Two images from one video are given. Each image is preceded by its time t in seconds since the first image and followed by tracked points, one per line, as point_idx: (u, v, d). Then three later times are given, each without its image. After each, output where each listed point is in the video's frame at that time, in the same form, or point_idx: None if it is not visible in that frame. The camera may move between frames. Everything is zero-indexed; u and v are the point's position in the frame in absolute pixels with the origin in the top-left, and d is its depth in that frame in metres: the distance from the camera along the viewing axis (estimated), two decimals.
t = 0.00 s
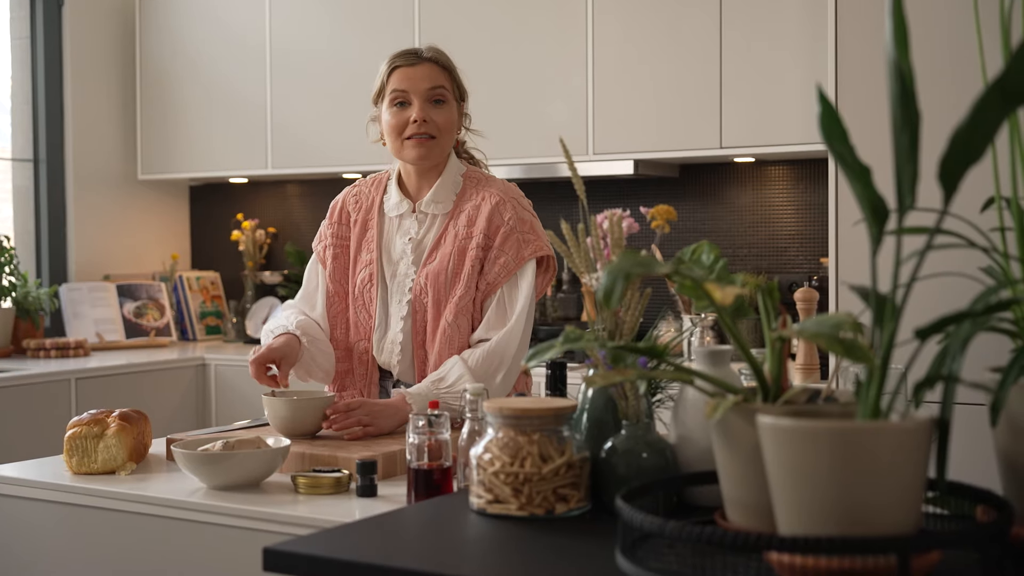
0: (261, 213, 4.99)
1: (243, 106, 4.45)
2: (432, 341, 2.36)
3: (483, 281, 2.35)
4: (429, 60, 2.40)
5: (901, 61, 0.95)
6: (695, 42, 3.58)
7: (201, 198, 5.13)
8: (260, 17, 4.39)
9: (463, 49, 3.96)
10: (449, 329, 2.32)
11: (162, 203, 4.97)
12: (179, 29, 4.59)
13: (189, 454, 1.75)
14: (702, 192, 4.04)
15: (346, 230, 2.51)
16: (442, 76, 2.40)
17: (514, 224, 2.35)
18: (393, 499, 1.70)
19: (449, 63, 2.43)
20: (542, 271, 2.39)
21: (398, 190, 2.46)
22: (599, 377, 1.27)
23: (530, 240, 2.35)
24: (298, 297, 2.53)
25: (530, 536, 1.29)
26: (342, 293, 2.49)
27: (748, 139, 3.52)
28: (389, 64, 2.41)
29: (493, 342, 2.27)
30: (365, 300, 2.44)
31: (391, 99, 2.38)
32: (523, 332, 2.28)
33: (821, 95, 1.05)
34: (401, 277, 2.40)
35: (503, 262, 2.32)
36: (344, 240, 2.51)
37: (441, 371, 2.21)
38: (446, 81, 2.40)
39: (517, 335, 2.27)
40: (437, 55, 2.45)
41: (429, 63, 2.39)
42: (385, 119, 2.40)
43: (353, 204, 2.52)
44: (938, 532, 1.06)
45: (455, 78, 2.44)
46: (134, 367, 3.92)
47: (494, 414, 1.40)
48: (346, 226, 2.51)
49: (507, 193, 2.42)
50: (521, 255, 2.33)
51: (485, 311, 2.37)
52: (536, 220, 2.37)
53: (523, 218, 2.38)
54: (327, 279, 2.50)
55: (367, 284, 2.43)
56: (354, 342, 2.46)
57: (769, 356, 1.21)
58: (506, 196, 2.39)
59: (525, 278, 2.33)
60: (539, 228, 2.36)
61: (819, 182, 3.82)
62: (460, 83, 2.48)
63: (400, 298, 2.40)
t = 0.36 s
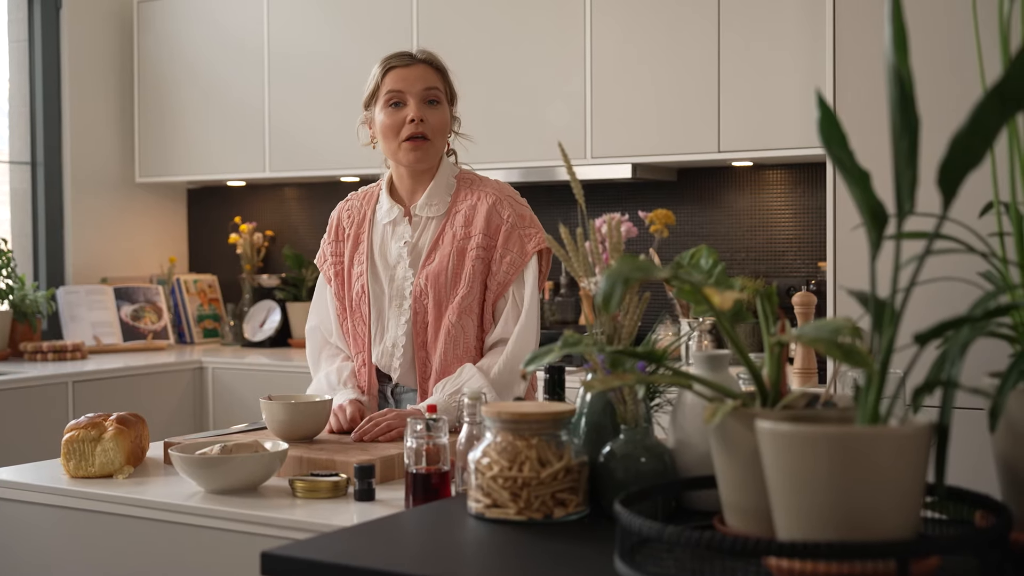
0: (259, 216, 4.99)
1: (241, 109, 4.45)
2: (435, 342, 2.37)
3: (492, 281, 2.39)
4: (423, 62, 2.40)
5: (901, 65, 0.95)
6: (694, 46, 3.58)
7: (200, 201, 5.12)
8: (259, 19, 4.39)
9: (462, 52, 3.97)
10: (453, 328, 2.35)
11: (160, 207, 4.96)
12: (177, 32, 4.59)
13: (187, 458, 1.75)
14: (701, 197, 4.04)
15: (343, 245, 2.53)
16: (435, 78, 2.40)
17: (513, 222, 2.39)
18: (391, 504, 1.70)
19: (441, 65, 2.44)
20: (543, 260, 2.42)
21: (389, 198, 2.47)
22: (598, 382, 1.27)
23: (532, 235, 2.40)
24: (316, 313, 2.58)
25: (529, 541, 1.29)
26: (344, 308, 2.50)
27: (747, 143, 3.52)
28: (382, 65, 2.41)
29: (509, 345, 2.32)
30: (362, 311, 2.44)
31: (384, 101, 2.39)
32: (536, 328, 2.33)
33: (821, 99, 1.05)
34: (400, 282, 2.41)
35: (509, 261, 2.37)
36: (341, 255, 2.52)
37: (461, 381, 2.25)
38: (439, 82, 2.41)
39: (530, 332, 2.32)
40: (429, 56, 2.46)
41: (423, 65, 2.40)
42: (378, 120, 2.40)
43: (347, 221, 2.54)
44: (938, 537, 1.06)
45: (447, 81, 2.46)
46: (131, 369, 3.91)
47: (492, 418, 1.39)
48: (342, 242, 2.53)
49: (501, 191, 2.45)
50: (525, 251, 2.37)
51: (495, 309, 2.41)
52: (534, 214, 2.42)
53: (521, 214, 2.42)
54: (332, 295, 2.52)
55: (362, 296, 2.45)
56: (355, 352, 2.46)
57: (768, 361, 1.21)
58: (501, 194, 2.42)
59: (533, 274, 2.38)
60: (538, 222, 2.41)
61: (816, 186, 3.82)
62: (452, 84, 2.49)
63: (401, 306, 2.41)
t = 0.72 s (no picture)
0: (260, 217, 4.99)
1: (242, 110, 4.45)
2: (439, 339, 2.38)
3: (494, 280, 2.39)
4: (432, 67, 2.40)
5: (904, 68, 0.95)
6: (695, 48, 3.58)
7: (201, 201, 5.12)
8: (260, 20, 4.39)
9: (464, 52, 3.97)
10: (457, 326, 2.35)
11: (161, 207, 4.97)
12: (179, 31, 4.59)
13: (189, 458, 1.75)
14: (702, 198, 4.04)
15: (346, 245, 2.53)
16: (443, 83, 2.41)
17: (516, 221, 2.40)
18: (393, 505, 1.70)
19: (450, 70, 2.44)
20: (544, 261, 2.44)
21: (394, 198, 2.48)
22: (601, 384, 1.27)
23: (534, 233, 2.40)
24: (317, 310, 2.58)
25: (531, 542, 1.29)
26: (347, 307, 2.50)
27: (748, 144, 3.52)
28: (391, 67, 2.41)
29: (510, 343, 2.33)
30: (366, 310, 2.44)
31: (392, 103, 2.39)
32: (535, 325, 2.35)
33: (823, 102, 1.05)
34: (404, 282, 2.41)
35: (511, 259, 2.38)
36: (344, 255, 2.52)
37: (463, 383, 2.26)
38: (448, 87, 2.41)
39: (530, 329, 2.34)
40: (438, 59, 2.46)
41: (432, 70, 2.40)
42: (384, 122, 2.40)
43: (350, 220, 2.54)
44: (940, 539, 1.06)
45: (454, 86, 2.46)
46: (132, 370, 3.91)
47: (494, 419, 1.39)
48: (345, 241, 2.53)
49: (503, 190, 2.46)
50: (527, 249, 2.38)
51: (498, 308, 2.41)
52: (535, 212, 2.43)
53: (523, 212, 2.43)
54: (335, 294, 2.52)
55: (366, 294, 2.44)
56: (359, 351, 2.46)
57: (770, 363, 1.21)
58: (504, 194, 2.43)
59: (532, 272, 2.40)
60: (540, 221, 2.41)
61: (817, 188, 3.82)
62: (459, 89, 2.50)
63: (405, 305, 2.41)
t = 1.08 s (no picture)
0: (259, 219, 4.99)
1: (241, 112, 4.46)
2: (439, 338, 2.38)
3: (492, 277, 2.40)
4: (441, 75, 2.38)
5: (905, 72, 0.96)
6: (695, 51, 3.58)
7: (200, 203, 5.12)
8: (260, 22, 4.39)
9: (463, 54, 3.97)
10: (456, 325, 2.36)
11: (160, 209, 4.97)
12: (178, 32, 4.59)
13: (189, 460, 1.75)
14: (701, 201, 4.04)
15: (347, 246, 2.53)
16: (451, 91, 2.39)
17: (514, 218, 2.41)
18: (393, 507, 1.70)
19: (458, 75, 2.42)
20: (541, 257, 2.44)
21: (395, 198, 2.48)
22: (601, 386, 1.27)
23: (531, 230, 2.41)
24: (317, 310, 2.58)
25: (531, 544, 1.29)
26: (348, 307, 2.50)
27: (747, 148, 3.52)
28: (399, 72, 2.38)
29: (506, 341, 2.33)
30: (368, 310, 2.45)
31: (398, 108, 2.37)
32: (533, 322, 2.35)
33: (824, 106, 1.05)
34: (406, 283, 2.42)
35: (508, 257, 2.38)
36: (345, 255, 2.53)
37: (463, 385, 2.27)
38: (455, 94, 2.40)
39: (527, 324, 2.34)
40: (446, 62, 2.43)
41: (440, 76, 2.38)
42: (390, 126, 2.40)
43: (352, 220, 2.53)
44: (940, 542, 1.07)
45: (461, 91, 2.44)
46: (131, 371, 3.91)
47: (495, 422, 1.40)
48: (346, 241, 2.53)
49: (502, 188, 2.46)
50: (525, 246, 2.38)
51: (496, 305, 2.42)
52: (534, 209, 2.43)
53: (521, 210, 2.43)
54: (336, 294, 2.53)
55: (368, 294, 2.45)
56: (360, 352, 2.46)
57: (770, 366, 1.22)
58: (503, 191, 2.43)
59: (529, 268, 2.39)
60: (539, 218, 2.42)
61: (816, 191, 3.83)
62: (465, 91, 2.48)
63: (407, 307, 2.41)
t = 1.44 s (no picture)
0: (258, 220, 4.99)
1: (241, 112, 4.46)
2: (441, 340, 2.39)
3: (497, 284, 2.40)
4: (440, 81, 2.38)
5: (905, 75, 0.96)
6: (695, 52, 3.59)
7: (199, 203, 5.12)
8: (260, 23, 4.40)
9: (464, 55, 3.97)
10: (459, 328, 2.36)
11: (160, 210, 4.97)
12: (179, 33, 4.59)
13: (190, 460, 1.75)
14: (700, 203, 4.05)
15: (349, 248, 2.54)
16: (451, 96, 2.38)
17: (521, 226, 2.41)
18: (393, 507, 1.70)
19: (459, 79, 2.41)
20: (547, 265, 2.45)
21: (398, 201, 2.48)
22: (602, 388, 1.27)
23: (538, 238, 2.41)
24: (320, 311, 2.59)
25: (531, 545, 1.29)
26: (350, 309, 2.51)
27: (747, 149, 3.53)
28: (398, 79, 2.38)
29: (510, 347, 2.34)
30: (370, 311, 2.45)
31: (398, 115, 2.37)
32: (538, 330, 2.36)
33: (825, 108, 1.05)
34: (408, 284, 2.42)
35: (515, 264, 2.38)
36: (347, 257, 2.54)
37: (466, 387, 2.26)
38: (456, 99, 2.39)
39: (533, 332, 2.35)
40: (446, 65, 2.42)
41: (440, 82, 2.37)
42: (391, 132, 2.40)
43: (355, 223, 2.54)
44: (939, 544, 1.07)
45: (462, 94, 2.43)
46: (130, 372, 3.91)
47: (496, 423, 1.40)
48: (348, 243, 2.54)
49: (509, 196, 2.47)
50: (532, 255, 2.39)
51: (500, 312, 2.42)
52: (541, 219, 2.43)
53: (528, 218, 2.44)
54: (338, 296, 2.53)
55: (370, 295, 2.45)
56: (362, 354, 2.47)
57: (771, 367, 1.22)
58: (510, 200, 2.44)
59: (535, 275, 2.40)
60: (545, 227, 2.42)
61: (816, 193, 3.84)
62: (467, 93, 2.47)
63: (409, 308, 2.41)
